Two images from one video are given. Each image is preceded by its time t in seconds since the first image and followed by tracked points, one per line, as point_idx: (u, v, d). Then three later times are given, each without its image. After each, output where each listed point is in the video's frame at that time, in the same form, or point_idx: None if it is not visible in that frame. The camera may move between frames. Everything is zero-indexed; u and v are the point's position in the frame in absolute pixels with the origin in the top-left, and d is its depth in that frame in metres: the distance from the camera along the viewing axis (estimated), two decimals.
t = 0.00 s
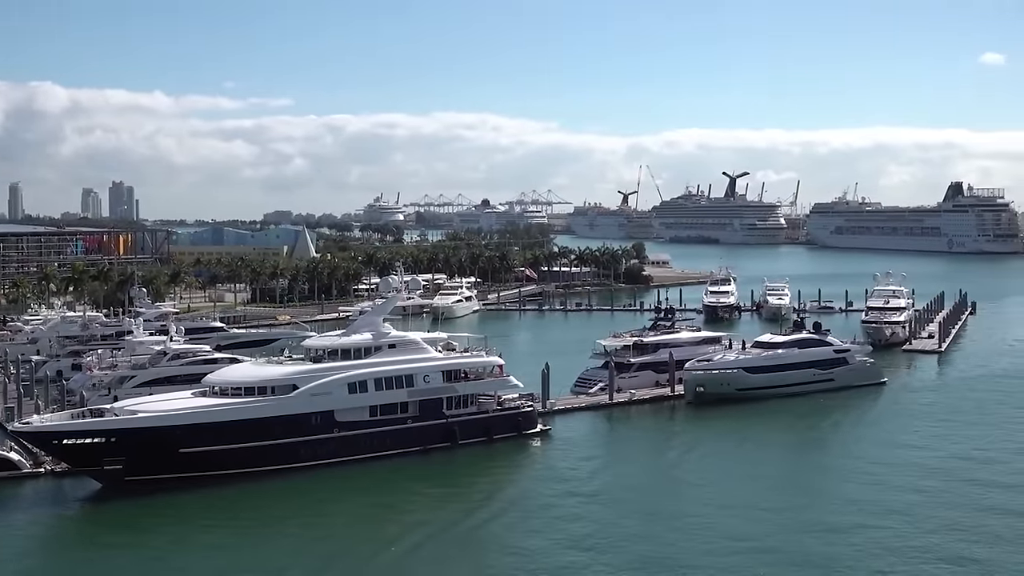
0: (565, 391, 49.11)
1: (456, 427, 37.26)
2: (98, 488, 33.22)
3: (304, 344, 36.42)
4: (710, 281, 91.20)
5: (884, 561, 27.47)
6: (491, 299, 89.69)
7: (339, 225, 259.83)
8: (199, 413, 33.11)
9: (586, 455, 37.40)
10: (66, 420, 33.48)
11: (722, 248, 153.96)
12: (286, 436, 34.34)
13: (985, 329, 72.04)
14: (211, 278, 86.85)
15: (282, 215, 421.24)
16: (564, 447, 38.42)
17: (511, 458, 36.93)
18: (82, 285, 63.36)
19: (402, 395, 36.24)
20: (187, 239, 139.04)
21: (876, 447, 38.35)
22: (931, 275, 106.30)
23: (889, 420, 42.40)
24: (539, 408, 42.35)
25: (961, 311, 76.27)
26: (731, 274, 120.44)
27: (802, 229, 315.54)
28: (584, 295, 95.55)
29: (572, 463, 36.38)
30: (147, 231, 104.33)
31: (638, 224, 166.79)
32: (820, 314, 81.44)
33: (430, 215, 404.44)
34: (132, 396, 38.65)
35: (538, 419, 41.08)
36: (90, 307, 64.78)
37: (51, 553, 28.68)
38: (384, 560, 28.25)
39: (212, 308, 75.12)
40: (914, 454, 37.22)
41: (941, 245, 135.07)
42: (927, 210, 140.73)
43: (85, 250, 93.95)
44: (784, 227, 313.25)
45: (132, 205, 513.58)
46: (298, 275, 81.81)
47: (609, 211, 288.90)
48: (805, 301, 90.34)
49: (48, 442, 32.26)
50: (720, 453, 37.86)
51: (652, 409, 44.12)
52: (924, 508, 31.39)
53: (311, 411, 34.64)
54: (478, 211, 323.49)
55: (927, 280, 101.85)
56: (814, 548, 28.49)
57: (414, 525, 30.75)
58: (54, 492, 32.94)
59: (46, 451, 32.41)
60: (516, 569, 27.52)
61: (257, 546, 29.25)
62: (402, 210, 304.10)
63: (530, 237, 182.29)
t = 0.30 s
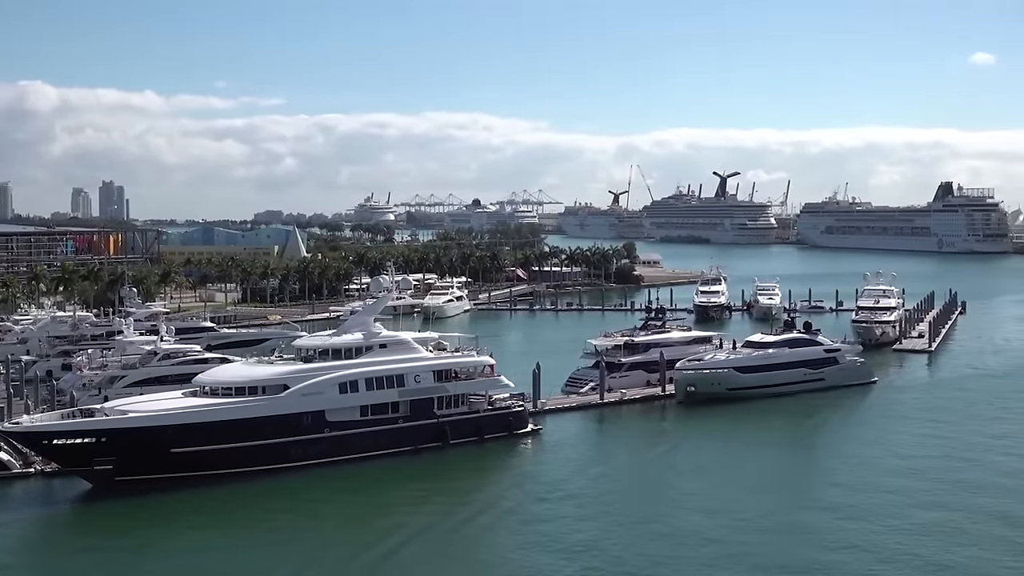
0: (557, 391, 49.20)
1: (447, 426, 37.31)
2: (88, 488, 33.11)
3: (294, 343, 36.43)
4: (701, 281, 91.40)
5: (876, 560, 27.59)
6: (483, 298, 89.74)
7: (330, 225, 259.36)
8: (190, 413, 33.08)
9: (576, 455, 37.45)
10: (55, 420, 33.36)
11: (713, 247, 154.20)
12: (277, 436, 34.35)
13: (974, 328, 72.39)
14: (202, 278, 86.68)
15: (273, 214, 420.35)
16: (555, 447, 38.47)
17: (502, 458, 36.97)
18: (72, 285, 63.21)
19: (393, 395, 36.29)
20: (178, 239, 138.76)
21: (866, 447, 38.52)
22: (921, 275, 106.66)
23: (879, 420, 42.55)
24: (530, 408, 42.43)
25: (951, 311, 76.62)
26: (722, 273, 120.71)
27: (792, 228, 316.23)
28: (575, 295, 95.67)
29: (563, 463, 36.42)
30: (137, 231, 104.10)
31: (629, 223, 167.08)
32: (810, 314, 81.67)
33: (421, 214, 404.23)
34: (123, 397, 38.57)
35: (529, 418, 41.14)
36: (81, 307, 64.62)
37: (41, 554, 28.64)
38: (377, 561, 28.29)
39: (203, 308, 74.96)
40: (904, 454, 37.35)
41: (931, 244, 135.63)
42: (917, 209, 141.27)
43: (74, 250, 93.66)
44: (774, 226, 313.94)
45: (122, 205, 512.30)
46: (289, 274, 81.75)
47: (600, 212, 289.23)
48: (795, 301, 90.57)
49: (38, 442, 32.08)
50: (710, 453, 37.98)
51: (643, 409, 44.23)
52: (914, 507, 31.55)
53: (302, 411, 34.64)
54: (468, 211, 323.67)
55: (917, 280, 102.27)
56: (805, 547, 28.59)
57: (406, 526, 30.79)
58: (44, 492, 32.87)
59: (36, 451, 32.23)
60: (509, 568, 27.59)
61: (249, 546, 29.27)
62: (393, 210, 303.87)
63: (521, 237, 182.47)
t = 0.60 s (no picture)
0: (547, 391, 49.30)
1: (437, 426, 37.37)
2: (77, 489, 33.04)
3: (284, 343, 36.45)
4: (691, 281, 91.61)
5: (865, 559, 27.75)
6: (473, 298, 89.83)
7: (320, 225, 258.79)
8: (177, 413, 33.01)
9: (566, 454, 37.57)
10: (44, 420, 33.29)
11: (703, 247, 154.54)
12: (267, 436, 34.37)
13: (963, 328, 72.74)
14: (191, 278, 86.60)
15: (262, 214, 419.77)
16: (544, 447, 38.56)
17: (492, 458, 37.03)
18: (61, 286, 63.08)
19: (383, 395, 36.33)
20: (168, 239, 138.47)
21: (855, 447, 38.71)
22: (910, 275, 107.11)
23: (868, 420, 42.75)
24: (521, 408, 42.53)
25: (940, 311, 77.01)
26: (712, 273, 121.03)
27: (782, 229, 317.13)
28: (565, 295, 95.78)
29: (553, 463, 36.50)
30: (127, 231, 103.86)
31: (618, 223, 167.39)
32: (800, 314, 81.97)
33: (411, 214, 404.14)
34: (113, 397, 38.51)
35: (520, 418, 41.23)
36: (70, 307, 64.50)
37: (31, 554, 28.63)
38: (368, 561, 28.36)
39: (192, 309, 74.84)
40: (893, 454, 37.52)
41: (920, 245, 136.15)
42: (906, 209, 141.81)
43: (63, 250, 93.39)
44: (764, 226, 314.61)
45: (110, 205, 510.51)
46: (278, 274, 81.72)
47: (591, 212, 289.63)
48: (785, 301, 90.90)
49: (27, 442, 32.01)
50: (699, 452, 38.11)
51: (633, 409, 44.37)
52: (902, 507, 31.71)
53: (291, 411, 34.64)
54: (459, 211, 323.75)
55: (906, 280, 102.68)
56: (794, 547, 28.74)
57: (397, 526, 30.85)
58: (34, 493, 32.81)
59: (25, 451, 32.13)
60: (500, 567, 27.67)
61: (240, 546, 29.30)
62: (383, 210, 303.75)
63: (511, 237, 182.58)
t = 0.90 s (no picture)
0: (537, 391, 49.36)
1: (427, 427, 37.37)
2: (65, 490, 32.98)
3: (274, 344, 36.43)
4: (680, 281, 91.80)
5: (853, 560, 27.85)
6: (463, 298, 89.89)
7: (308, 225, 258.49)
8: (166, 414, 32.96)
9: (556, 455, 37.58)
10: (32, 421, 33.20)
11: (692, 248, 154.89)
12: (257, 436, 34.32)
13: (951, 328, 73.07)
14: (180, 278, 86.42)
15: (252, 213, 418.79)
16: (534, 447, 38.58)
17: (481, 459, 37.05)
18: (49, 286, 62.89)
19: (373, 395, 36.32)
20: (157, 238, 138.10)
21: (844, 447, 38.84)
22: (898, 275, 107.55)
23: (856, 420, 42.91)
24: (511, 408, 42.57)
25: (928, 311, 77.32)
26: (701, 273, 121.30)
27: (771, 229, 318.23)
28: (555, 296, 95.87)
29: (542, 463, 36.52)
30: (115, 231, 103.61)
31: (608, 223, 167.65)
32: (789, 314, 82.24)
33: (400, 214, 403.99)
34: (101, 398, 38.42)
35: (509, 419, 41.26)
36: (58, 308, 64.35)
37: (20, 555, 28.59)
38: (361, 561, 28.35)
39: (182, 309, 74.73)
40: (881, 454, 37.67)
41: (908, 245, 136.72)
42: (895, 209, 142.28)
43: (52, 250, 93.12)
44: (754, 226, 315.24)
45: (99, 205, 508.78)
46: (268, 274, 81.60)
47: (580, 211, 289.92)
48: (774, 301, 91.17)
49: (15, 443, 31.93)
50: (689, 453, 38.19)
51: (623, 409, 44.46)
52: (891, 508, 31.83)
53: (281, 412, 34.61)
54: (448, 211, 323.55)
55: (894, 280, 103.09)
56: (783, 547, 28.85)
57: (388, 526, 30.85)
58: (22, 494, 32.73)
59: (14, 452, 32.06)
60: (491, 568, 27.69)
61: (233, 547, 29.25)
62: (373, 210, 303.36)
63: (500, 237, 182.76)
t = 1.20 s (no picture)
0: (526, 391, 49.41)
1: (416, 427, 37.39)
2: (53, 490, 32.92)
3: (262, 344, 36.43)
4: (670, 281, 91.94)
5: (839, 559, 27.96)
6: (451, 298, 89.86)
7: (297, 225, 258.14)
8: (155, 414, 32.93)
9: (544, 455, 37.63)
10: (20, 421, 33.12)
11: (681, 248, 155.19)
12: (245, 436, 34.30)
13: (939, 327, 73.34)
14: (169, 278, 86.19)
15: (241, 213, 417.96)
16: (523, 447, 38.62)
17: (470, 458, 37.07)
18: (37, 286, 62.69)
19: (362, 395, 36.35)
20: (146, 238, 137.69)
21: (831, 446, 39.00)
22: (887, 275, 107.90)
23: (843, 420, 43.05)
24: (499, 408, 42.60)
25: (916, 311, 77.61)
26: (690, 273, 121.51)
27: (760, 229, 319.08)
28: (544, 295, 95.92)
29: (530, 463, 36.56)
30: (104, 230, 103.24)
31: (597, 223, 167.79)
32: (778, 314, 82.45)
33: (390, 214, 403.62)
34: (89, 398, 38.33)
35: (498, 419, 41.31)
36: (47, 307, 64.17)
37: (8, 556, 28.56)
38: (351, 561, 28.36)
39: (170, 309, 74.58)
40: (867, 453, 37.82)
41: (897, 244, 137.24)
42: (883, 209, 142.71)
43: (39, 250, 92.81)
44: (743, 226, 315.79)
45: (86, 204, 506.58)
46: (257, 274, 81.44)
47: (569, 211, 290.12)
48: (763, 300, 91.40)
49: (3, 443, 31.88)
50: (677, 452, 38.28)
51: (611, 409, 44.56)
52: (878, 507, 31.94)
53: (270, 412, 34.61)
54: (437, 211, 323.33)
55: (883, 279, 103.43)
56: (771, 546, 28.95)
57: (377, 526, 30.89)
58: (9, 495, 32.67)
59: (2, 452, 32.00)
60: (479, 568, 27.74)
61: (223, 547, 29.28)
62: (362, 209, 302.83)
63: (490, 237, 182.77)
